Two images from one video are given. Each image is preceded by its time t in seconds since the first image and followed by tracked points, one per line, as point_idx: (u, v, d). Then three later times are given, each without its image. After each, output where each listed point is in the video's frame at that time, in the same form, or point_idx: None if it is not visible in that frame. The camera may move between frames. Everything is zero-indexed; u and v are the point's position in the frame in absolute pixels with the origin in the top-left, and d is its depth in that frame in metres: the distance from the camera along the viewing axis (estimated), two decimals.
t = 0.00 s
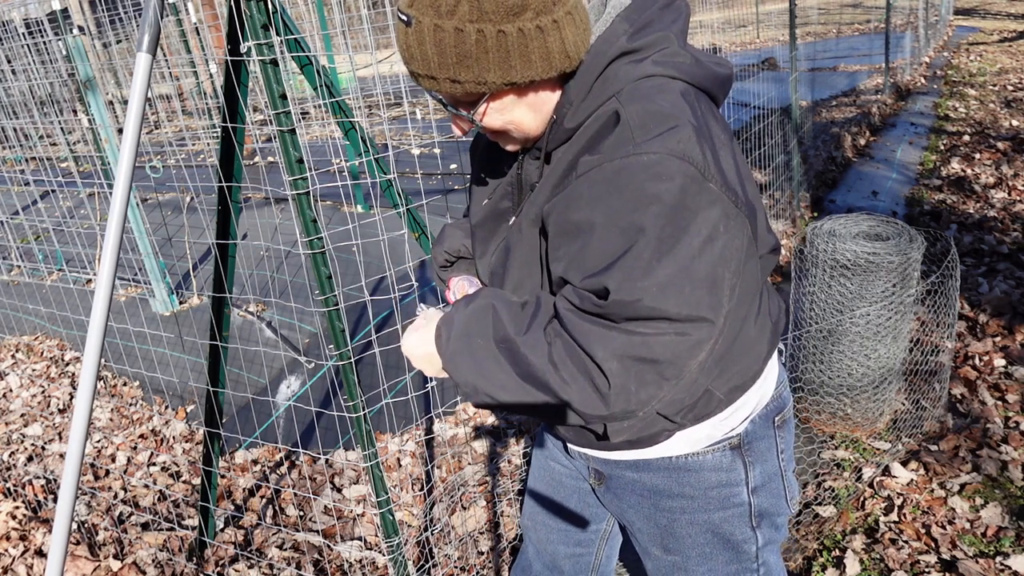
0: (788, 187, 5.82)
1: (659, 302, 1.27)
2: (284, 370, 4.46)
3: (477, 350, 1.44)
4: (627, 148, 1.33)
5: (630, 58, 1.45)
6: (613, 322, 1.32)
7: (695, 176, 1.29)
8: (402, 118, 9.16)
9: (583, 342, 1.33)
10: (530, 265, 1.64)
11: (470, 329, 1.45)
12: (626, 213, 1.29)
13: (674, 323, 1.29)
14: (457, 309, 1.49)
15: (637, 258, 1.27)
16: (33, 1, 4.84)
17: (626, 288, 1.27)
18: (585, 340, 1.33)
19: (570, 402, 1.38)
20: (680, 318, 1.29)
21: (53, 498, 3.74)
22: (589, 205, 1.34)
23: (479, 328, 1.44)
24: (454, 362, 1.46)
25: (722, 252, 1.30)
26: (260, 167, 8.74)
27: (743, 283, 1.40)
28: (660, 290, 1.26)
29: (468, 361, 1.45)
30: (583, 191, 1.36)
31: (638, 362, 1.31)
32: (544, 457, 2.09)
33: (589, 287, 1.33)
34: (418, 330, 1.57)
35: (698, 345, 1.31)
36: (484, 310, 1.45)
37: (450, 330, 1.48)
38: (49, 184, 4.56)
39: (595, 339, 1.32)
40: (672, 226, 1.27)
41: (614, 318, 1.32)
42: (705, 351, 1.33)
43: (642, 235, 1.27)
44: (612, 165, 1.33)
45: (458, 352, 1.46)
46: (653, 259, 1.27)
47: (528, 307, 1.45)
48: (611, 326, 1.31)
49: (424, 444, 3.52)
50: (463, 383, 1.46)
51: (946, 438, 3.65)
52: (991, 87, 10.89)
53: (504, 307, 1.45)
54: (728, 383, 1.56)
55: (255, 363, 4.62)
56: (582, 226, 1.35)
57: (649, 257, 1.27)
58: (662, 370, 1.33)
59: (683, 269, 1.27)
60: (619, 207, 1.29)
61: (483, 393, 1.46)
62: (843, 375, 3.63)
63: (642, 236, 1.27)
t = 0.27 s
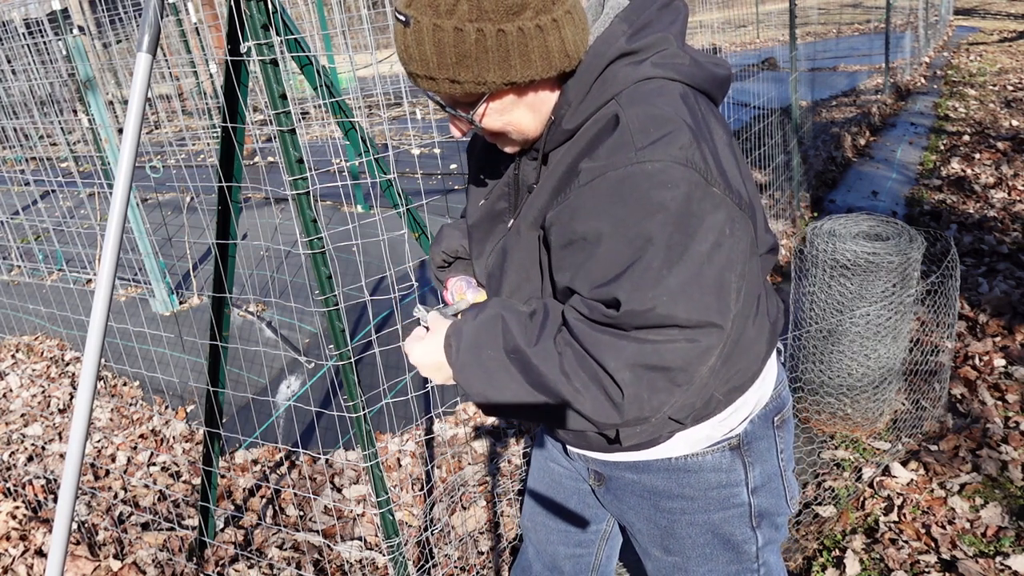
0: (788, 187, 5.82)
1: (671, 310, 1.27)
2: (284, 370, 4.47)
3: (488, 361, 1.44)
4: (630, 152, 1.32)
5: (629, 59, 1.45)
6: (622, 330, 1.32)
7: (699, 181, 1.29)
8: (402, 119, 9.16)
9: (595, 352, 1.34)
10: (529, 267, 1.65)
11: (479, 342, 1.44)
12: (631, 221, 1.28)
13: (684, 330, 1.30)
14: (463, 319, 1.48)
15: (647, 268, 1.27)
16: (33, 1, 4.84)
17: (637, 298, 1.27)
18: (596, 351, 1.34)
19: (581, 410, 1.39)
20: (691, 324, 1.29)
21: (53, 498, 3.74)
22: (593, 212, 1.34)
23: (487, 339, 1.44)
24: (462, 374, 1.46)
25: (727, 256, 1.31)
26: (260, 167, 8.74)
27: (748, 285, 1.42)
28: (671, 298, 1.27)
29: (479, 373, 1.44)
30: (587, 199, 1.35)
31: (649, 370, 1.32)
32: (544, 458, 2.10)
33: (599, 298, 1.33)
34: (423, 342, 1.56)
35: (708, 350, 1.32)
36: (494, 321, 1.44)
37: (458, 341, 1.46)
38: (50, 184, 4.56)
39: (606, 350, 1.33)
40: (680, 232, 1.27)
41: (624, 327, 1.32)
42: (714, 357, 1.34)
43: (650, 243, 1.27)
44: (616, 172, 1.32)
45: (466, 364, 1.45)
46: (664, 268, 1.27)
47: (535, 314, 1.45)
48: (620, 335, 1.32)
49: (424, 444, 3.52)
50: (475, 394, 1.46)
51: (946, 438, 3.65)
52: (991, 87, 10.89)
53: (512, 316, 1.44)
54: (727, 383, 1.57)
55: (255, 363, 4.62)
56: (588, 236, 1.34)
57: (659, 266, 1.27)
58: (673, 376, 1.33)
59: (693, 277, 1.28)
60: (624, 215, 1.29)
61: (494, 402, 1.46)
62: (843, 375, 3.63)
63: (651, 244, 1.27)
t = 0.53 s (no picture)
0: (788, 187, 5.82)
1: (670, 312, 1.28)
2: (284, 370, 4.46)
3: (487, 364, 1.44)
4: (628, 155, 1.33)
5: (626, 61, 1.45)
6: (621, 333, 1.32)
7: (697, 183, 1.29)
8: (402, 119, 9.17)
9: (594, 354, 1.34)
10: (526, 270, 1.64)
11: (477, 344, 1.45)
12: (631, 224, 1.28)
13: (683, 333, 1.30)
14: (462, 321, 1.48)
15: (646, 271, 1.27)
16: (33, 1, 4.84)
17: (636, 301, 1.27)
18: (595, 353, 1.34)
19: (581, 412, 1.39)
20: (690, 326, 1.29)
21: (53, 498, 3.74)
22: (592, 215, 1.33)
23: (486, 342, 1.44)
24: (462, 376, 1.46)
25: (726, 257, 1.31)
26: (260, 167, 8.74)
27: (747, 286, 1.41)
28: (670, 301, 1.27)
29: (478, 374, 1.44)
30: (586, 202, 1.35)
31: (648, 372, 1.32)
32: (543, 458, 2.10)
33: (597, 300, 1.33)
34: (420, 343, 1.56)
35: (707, 352, 1.32)
36: (494, 322, 1.44)
37: (457, 342, 1.47)
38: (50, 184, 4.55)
39: (606, 352, 1.33)
40: (679, 235, 1.27)
41: (623, 329, 1.33)
42: (713, 358, 1.34)
43: (650, 246, 1.27)
44: (615, 175, 1.32)
45: (465, 366, 1.46)
46: (663, 271, 1.27)
47: (534, 317, 1.45)
48: (619, 338, 1.32)
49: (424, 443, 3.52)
50: (474, 396, 1.46)
51: (946, 438, 3.65)
52: (991, 87, 10.89)
53: (511, 318, 1.44)
54: (727, 385, 1.56)
55: (255, 363, 4.62)
56: (587, 239, 1.34)
57: (658, 269, 1.27)
58: (672, 378, 1.34)
59: (693, 279, 1.28)
60: (623, 218, 1.29)
61: (493, 404, 1.46)
62: (843, 374, 3.63)
63: (650, 247, 1.27)
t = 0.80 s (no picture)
0: (788, 187, 5.82)
1: (661, 315, 1.28)
2: (284, 370, 4.47)
3: (479, 365, 1.45)
4: (622, 157, 1.33)
5: (621, 63, 1.45)
6: (613, 335, 1.33)
7: (691, 185, 1.29)
8: (403, 119, 9.17)
9: (585, 357, 1.35)
10: (523, 273, 1.64)
11: (470, 347, 1.46)
12: (623, 227, 1.29)
13: (676, 336, 1.30)
14: (455, 322, 1.50)
15: (637, 275, 1.27)
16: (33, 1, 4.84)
17: (626, 304, 1.28)
18: (586, 356, 1.34)
19: (572, 414, 1.39)
20: (682, 329, 1.29)
21: (53, 498, 3.74)
22: (585, 218, 1.34)
23: (478, 343, 1.45)
24: (455, 378, 1.48)
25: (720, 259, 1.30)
26: (260, 167, 8.75)
27: (744, 287, 1.40)
28: (661, 304, 1.27)
29: (470, 376, 1.46)
30: (579, 205, 1.35)
31: (639, 375, 1.33)
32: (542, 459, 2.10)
33: (589, 303, 1.33)
34: (415, 345, 1.56)
35: (699, 356, 1.32)
36: (485, 324, 1.46)
37: (450, 343, 1.48)
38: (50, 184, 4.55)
39: (597, 355, 1.33)
40: (671, 238, 1.27)
41: (614, 332, 1.33)
42: (706, 362, 1.34)
43: (641, 249, 1.27)
44: (609, 177, 1.32)
45: (458, 367, 1.47)
46: (654, 274, 1.27)
47: (528, 319, 1.46)
48: (611, 340, 1.32)
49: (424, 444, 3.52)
50: (466, 398, 1.47)
51: (946, 438, 3.65)
52: (991, 87, 10.89)
53: (504, 320, 1.45)
54: (725, 389, 1.55)
55: (255, 363, 4.62)
56: (579, 241, 1.35)
57: (650, 272, 1.27)
58: (664, 381, 1.34)
59: (684, 281, 1.28)
60: (616, 221, 1.29)
61: (487, 404, 1.47)
62: (842, 374, 3.63)
63: (641, 250, 1.27)
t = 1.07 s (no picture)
0: (788, 187, 5.82)
1: (656, 322, 1.28)
2: (284, 370, 4.47)
3: (473, 370, 1.45)
4: (620, 162, 1.32)
5: (623, 65, 1.44)
6: (608, 341, 1.33)
7: (689, 192, 1.28)
8: (403, 118, 9.17)
9: (578, 362, 1.35)
10: (521, 275, 1.64)
11: (464, 352, 1.46)
12: (620, 233, 1.28)
13: (670, 343, 1.30)
14: (450, 327, 1.50)
15: (632, 282, 1.27)
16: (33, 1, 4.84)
17: (620, 311, 1.28)
18: (580, 362, 1.34)
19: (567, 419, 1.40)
20: (677, 337, 1.29)
21: (53, 498, 3.74)
22: (582, 223, 1.34)
23: (472, 348, 1.46)
24: (449, 382, 1.48)
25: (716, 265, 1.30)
26: (260, 167, 8.75)
27: (741, 293, 1.40)
28: (656, 311, 1.27)
29: (465, 380, 1.46)
30: (577, 210, 1.35)
31: (632, 382, 1.33)
32: (542, 460, 2.10)
33: (584, 308, 1.33)
34: (410, 345, 1.57)
35: (694, 363, 1.32)
36: (479, 329, 1.46)
37: (445, 347, 1.49)
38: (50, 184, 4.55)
39: (591, 361, 1.33)
40: (667, 245, 1.27)
41: (610, 339, 1.33)
42: (701, 369, 1.34)
43: (637, 256, 1.27)
44: (606, 182, 1.31)
45: (452, 371, 1.47)
46: (649, 282, 1.27)
47: (521, 324, 1.46)
48: (605, 346, 1.32)
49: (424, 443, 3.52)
50: (460, 401, 1.47)
51: (946, 438, 3.65)
52: (991, 87, 10.89)
53: (499, 325, 1.45)
54: (722, 392, 1.57)
55: (255, 363, 4.62)
56: (576, 246, 1.34)
57: (645, 279, 1.27)
58: (658, 388, 1.34)
59: (681, 289, 1.27)
60: (613, 226, 1.29)
61: (482, 408, 1.47)
62: (843, 374, 3.63)
63: (637, 257, 1.27)
